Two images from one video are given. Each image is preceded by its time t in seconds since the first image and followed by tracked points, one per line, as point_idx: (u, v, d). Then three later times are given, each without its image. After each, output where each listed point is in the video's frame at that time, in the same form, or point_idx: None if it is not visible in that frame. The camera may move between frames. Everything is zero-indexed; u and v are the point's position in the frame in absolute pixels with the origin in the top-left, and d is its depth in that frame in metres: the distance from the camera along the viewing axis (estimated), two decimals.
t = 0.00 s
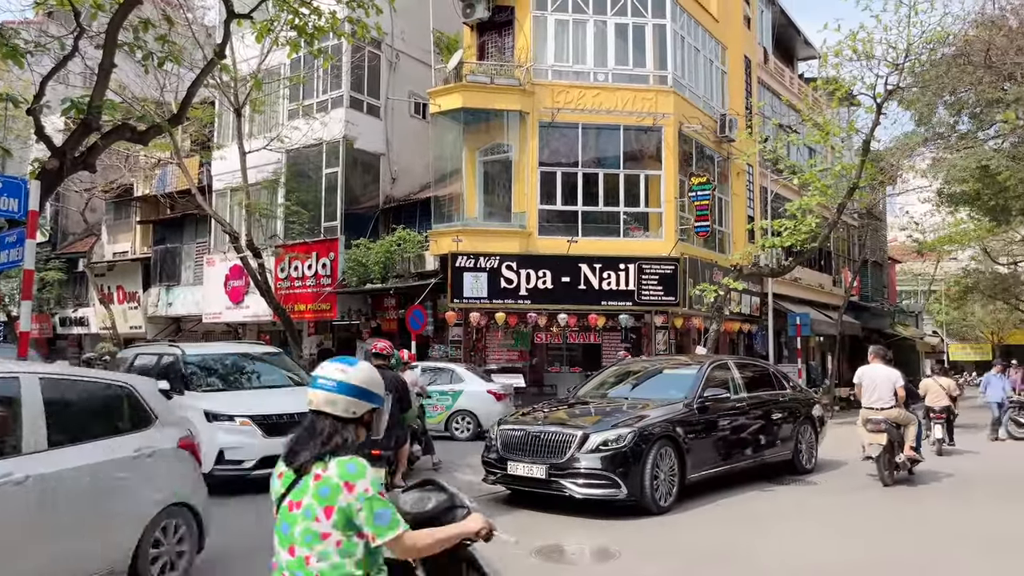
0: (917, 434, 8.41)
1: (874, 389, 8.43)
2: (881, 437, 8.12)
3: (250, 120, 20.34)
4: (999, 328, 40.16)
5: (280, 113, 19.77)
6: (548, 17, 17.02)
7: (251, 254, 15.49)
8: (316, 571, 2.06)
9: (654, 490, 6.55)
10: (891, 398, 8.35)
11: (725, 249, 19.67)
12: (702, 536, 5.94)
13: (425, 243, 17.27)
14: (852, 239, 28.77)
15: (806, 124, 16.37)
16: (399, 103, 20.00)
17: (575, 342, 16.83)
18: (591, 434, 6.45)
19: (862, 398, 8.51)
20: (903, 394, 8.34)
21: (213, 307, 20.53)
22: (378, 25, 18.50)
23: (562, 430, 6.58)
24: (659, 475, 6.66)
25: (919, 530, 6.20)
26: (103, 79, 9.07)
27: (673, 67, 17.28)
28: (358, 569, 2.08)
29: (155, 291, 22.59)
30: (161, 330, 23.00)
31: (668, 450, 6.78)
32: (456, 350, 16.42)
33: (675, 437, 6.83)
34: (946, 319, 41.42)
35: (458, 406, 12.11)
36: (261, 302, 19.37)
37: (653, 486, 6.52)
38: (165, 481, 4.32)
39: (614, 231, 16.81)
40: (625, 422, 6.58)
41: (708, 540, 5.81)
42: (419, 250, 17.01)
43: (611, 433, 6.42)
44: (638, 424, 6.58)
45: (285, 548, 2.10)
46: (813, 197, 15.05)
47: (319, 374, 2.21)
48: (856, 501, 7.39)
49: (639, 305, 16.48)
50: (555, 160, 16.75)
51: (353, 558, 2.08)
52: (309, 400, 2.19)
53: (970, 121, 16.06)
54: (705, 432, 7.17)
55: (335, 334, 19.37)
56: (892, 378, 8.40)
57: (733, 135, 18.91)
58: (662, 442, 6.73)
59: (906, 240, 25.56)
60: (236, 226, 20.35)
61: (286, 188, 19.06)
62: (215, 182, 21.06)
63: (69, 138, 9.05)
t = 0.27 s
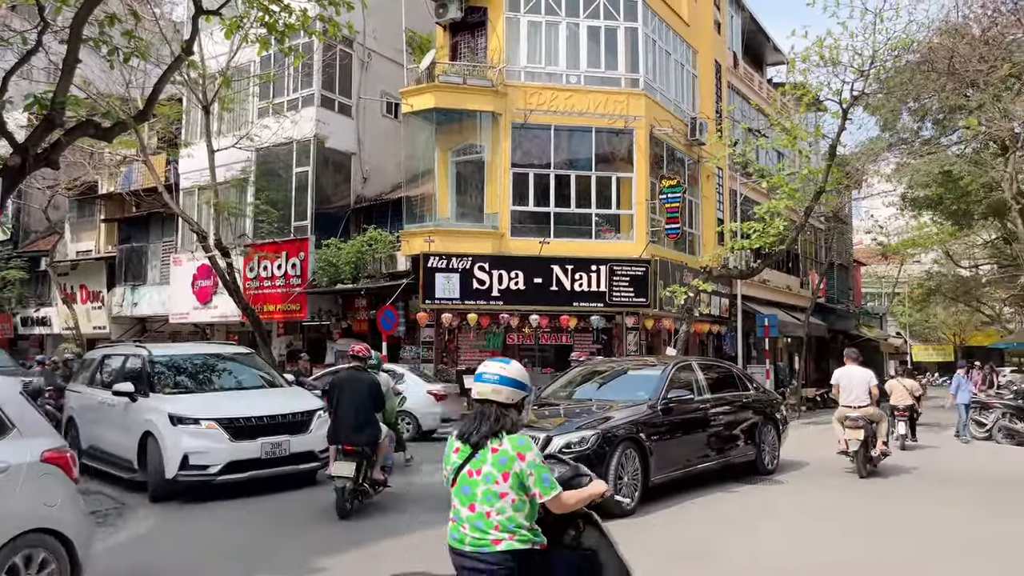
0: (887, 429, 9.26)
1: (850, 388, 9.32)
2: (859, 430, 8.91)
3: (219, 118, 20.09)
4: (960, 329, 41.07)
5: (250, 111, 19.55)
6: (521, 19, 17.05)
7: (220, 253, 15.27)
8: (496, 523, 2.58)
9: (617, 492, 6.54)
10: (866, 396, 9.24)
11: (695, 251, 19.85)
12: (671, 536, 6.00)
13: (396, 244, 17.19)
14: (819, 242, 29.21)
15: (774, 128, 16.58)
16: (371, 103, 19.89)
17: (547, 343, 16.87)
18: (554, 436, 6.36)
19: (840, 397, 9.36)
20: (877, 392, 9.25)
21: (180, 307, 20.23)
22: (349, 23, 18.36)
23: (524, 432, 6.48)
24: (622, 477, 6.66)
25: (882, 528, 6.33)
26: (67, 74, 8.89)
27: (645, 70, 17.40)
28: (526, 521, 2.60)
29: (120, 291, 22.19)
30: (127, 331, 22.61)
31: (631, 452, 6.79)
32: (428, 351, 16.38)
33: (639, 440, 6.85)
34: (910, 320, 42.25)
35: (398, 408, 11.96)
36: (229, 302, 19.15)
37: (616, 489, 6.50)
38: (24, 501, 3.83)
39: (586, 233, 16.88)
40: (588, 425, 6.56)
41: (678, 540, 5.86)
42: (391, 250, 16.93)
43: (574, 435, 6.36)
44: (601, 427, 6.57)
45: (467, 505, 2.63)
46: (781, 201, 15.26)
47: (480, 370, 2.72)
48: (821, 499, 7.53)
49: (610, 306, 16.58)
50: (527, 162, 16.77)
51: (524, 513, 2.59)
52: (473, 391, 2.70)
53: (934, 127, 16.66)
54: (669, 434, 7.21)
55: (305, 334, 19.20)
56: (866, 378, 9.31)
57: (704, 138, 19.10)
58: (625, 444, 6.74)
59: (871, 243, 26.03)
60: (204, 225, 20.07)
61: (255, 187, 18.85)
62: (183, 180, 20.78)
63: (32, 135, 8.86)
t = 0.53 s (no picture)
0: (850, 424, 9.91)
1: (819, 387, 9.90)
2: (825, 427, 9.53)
3: (184, 114, 19.74)
4: (920, 329, 41.99)
5: (215, 107, 19.25)
6: (491, 18, 17.01)
7: (184, 251, 14.98)
8: (584, 488, 3.23)
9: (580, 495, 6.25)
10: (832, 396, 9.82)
11: (663, 252, 20.01)
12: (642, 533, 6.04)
13: (365, 242, 17.06)
14: (784, 243, 29.61)
15: (741, 130, 16.76)
16: (339, 100, 19.69)
17: (516, 343, 16.87)
18: (513, 437, 6.13)
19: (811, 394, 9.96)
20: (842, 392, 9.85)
21: (142, 305, 19.85)
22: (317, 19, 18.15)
23: (483, 433, 6.23)
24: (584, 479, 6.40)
25: (845, 523, 6.45)
26: (25, 67, 8.65)
27: (614, 72, 17.48)
28: (605, 487, 3.26)
29: (80, 289, 21.70)
30: (87, 329, 22.12)
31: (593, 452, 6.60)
32: (397, 351, 16.26)
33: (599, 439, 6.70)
34: (872, 320, 43.09)
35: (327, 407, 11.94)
36: (193, 301, 18.85)
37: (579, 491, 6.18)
38: None
39: (555, 233, 16.90)
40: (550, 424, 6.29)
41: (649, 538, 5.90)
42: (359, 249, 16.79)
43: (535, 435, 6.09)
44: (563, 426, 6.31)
45: (557, 473, 3.28)
46: (746, 202, 15.44)
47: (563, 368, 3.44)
48: (787, 497, 7.65)
49: (580, 306, 16.63)
50: (498, 161, 16.73)
51: (605, 481, 3.25)
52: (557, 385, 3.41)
53: (894, 131, 16.94)
54: (628, 434, 7.14)
55: (271, 334, 18.97)
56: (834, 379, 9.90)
57: (672, 140, 19.24)
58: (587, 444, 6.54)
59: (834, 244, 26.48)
60: (168, 223, 19.72)
61: (221, 184, 18.55)
62: (145, 176, 20.39)
63: None
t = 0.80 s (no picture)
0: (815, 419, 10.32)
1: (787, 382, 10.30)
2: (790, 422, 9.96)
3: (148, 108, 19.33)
4: (882, 329, 42.75)
5: (181, 102, 18.88)
6: (462, 16, 16.89)
7: (147, 248, 14.62)
8: (625, 463, 3.71)
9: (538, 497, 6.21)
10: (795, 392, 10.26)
11: (633, 252, 20.08)
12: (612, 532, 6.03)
13: (334, 240, 16.87)
14: (751, 244, 29.92)
15: (710, 132, 16.87)
16: (308, 96, 19.44)
17: (486, 342, 16.79)
18: (473, 439, 6.00)
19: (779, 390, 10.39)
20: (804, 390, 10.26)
21: (105, 304, 19.40)
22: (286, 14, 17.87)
23: (442, 434, 6.10)
24: (543, 481, 6.34)
25: (814, 521, 6.50)
26: None
27: (585, 72, 17.48)
28: (643, 463, 3.75)
29: (40, 287, 21.15)
30: (47, 328, 21.57)
31: (554, 454, 6.47)
32: (366, 350, 16.03)
33: (563, 441, 6.53)
34: (835, 321, 43.74)
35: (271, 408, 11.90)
36: (157, 299, 18.47)
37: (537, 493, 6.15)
38: None
39: (526, 232, 16.87)
40: (510, 426, 6.20)
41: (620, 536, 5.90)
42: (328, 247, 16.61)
43: (495, 437, 6.00)
44: (523, 428, 6.22)
45: (602, 453, 3.74)
46: (715, 203, 15.56)
47: (605, 363, 3.85)
48: (756, 494, 7.69)
49: (550, 305, 16.62)
50: (469, 160, 16.64)
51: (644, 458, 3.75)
52: (599, 377, 3.84)
53: (858, 135, 17.13)
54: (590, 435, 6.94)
55: (238, 333, 18.66)
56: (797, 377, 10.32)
57: (642, 141, 19.32)
58: (549, 446, 6.40)
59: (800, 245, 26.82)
60: (131, 219, 19.30)
61: (186, 180, 18.19)
62: (108, 172, 19.94)
63: None
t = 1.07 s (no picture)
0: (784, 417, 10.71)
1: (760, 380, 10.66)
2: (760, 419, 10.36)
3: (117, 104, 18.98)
4: (850, 330, 43.38)
5: (150, 97, 18.57)
6: (437, 15, 16.78)
7: (115, 246, 14.31)
8: (645, 447, 4.32)
9: (501, 502, 5.88)
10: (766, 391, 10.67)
11: (607, 252, 20.13)
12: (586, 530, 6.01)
13: (307, 239, 16.70)
14: (724, 245, 30.16)
15: (684, 134, 16.96)
16: (281, 94, 19.21)
17: (460, 342, 16.68)
18: (434, 442, 5.65)
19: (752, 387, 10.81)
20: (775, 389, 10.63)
21: (71, 303, 19.01)
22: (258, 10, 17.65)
23: (401, 437, 5.72)
24: (506, 485, 6.02)
25: (787, 519, 6.53)
26: None
27: (560, 72, 17.48)
28: (658, 446, 4.37)
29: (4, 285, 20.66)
30: (10, 327, 21.08)
31: (518, 457, 6.17)
32: (338, 350, 15.86)
33: (526, 443, 6.25)
34: (805, 322, 44.28)
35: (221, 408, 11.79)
36: (126, 298, 18.13)
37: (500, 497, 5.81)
38: None
39: (501, 232, 16.82)
40: (473, 428, 5.87)
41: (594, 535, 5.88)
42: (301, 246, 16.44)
43: (456, 440, 5.67)
44: (487, 430, 5.91)
45: (623, 438, 4.34)
46: (689, 204, 15.66)
47: (622, 361, 4.44)
48: (729, 493, 7.71)
49: (525, 305, 16.58)
50: (443, 159, 16.56)
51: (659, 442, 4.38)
52: (619, 373, 4.43)
53: (828, 138, 17.29)
54: (554, 437, 6.61)
55: (208, 333, 18.37)
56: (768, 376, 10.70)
57: (617, 142, 19.38)
58: (512, 449, 6.10)
59: (771, 247, 27.11)
60: (98, 217, 18.94)
61: (156, 178, 17.88)
62: (75, 168, 19.55)
63: None
